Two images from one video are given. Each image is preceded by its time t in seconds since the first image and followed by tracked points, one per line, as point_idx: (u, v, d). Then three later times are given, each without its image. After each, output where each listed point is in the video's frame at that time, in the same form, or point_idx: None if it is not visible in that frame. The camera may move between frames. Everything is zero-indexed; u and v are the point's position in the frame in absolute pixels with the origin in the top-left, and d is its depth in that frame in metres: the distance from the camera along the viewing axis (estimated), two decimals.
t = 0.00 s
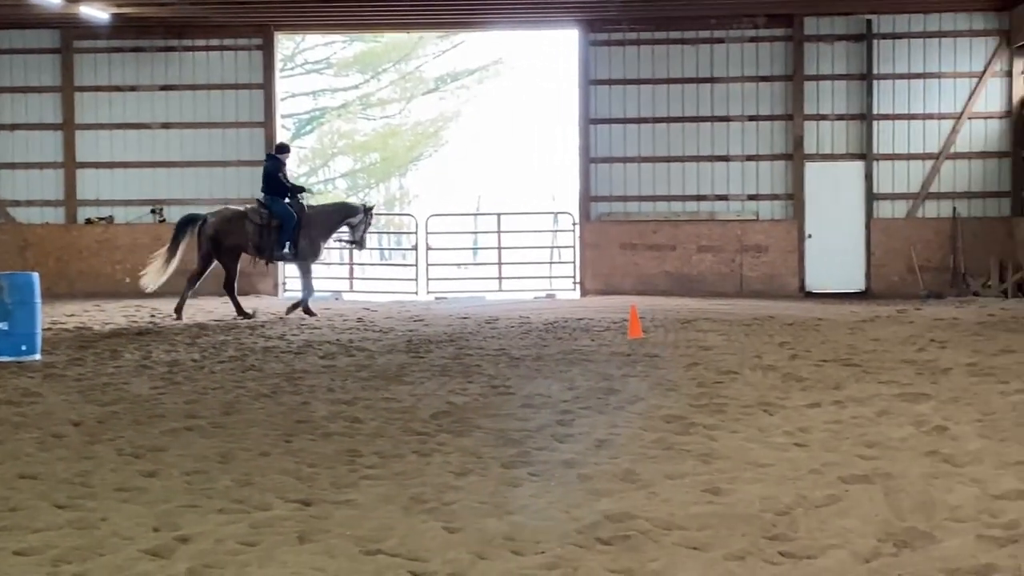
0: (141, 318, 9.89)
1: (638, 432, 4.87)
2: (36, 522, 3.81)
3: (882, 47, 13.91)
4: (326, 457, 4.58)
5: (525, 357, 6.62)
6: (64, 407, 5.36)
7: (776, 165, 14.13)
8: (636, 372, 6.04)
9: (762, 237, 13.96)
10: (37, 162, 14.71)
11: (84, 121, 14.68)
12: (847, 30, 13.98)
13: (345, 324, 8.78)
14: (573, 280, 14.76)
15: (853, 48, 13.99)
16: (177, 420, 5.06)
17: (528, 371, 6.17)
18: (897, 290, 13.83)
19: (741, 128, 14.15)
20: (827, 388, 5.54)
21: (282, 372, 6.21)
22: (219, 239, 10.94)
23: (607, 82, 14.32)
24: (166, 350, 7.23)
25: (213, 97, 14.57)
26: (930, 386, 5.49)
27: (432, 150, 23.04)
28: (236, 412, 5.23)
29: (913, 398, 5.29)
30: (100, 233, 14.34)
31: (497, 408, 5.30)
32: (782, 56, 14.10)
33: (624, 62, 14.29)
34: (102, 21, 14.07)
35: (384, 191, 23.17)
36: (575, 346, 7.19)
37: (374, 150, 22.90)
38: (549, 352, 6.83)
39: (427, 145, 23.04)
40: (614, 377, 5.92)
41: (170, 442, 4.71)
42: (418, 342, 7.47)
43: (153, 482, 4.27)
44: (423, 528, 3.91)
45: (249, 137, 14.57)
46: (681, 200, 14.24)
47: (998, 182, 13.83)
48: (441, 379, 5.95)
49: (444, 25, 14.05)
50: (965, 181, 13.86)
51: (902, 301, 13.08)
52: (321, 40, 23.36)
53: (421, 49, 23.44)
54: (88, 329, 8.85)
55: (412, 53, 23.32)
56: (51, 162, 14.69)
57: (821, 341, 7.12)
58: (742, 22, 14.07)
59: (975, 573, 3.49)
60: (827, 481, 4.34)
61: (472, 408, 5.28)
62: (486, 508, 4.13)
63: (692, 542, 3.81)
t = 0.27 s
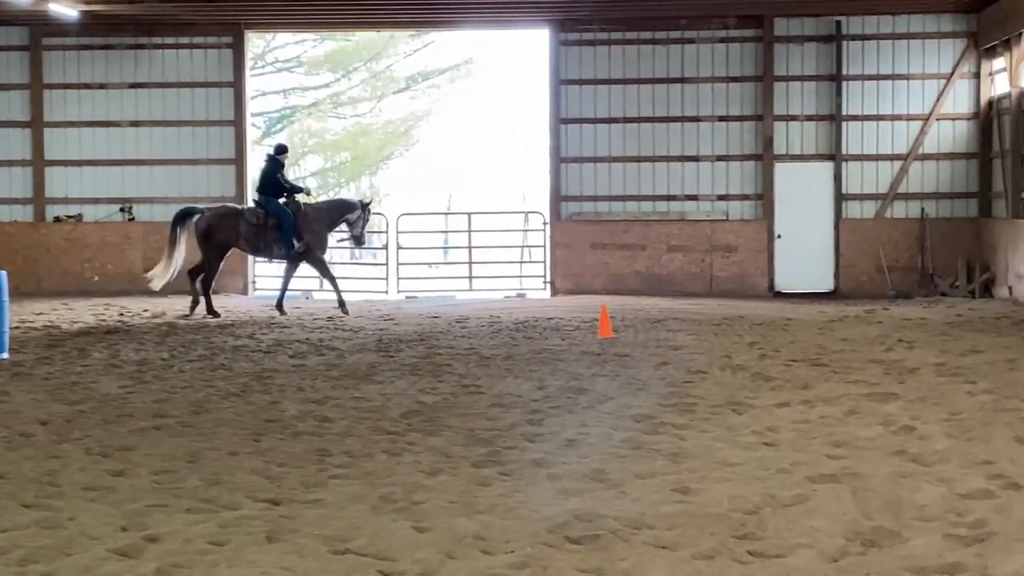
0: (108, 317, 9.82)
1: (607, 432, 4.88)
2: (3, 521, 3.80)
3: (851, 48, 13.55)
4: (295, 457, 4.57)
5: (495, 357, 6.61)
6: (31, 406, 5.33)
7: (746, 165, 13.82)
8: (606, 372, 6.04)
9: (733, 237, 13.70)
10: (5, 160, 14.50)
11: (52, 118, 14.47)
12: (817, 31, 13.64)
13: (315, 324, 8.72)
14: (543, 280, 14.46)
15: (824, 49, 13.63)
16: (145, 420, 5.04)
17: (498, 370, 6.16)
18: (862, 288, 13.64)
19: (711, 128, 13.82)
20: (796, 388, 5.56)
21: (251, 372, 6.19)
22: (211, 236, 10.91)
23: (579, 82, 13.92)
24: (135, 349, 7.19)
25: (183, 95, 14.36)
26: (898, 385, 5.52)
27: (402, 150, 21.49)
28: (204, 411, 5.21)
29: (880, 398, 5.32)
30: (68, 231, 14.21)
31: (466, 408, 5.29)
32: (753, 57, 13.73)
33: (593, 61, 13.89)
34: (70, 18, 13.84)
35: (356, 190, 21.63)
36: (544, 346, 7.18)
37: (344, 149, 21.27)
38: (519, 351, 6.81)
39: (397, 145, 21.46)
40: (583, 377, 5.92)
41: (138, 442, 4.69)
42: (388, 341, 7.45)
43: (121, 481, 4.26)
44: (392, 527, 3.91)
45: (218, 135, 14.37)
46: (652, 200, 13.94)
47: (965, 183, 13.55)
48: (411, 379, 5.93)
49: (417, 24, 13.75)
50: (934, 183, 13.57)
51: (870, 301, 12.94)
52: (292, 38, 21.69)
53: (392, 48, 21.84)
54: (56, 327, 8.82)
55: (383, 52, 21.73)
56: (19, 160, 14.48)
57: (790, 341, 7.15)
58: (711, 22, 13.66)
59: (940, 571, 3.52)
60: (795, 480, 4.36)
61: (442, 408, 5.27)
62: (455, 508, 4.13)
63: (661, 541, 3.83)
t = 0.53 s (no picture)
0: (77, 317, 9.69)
1: (578, 432, 4.89)
2: None
3: (823, 50, 13.25)
4: (265, 457, 4.56)
5: (466, 357, 6.60)
6: None
7: (717, 165, 13.46)
8: (577, 372, 6.05)
9: (703, 237, 13.37)
10: None
11: (21, 116, 14.14)
12: (788, 32, 13.32)
13: (286, 324, 8.65)
14: (515, 280, 14.20)
15: (793, 50, 13.33)
16: (114, 420, 5.02)
17: (469, 371, 6.16)
18: (833, 289, 13.30)
19: (683, 128, 13.49)
20: (765, 388, 5.58)
21: (221, 372, 6.17)
22: (210, 237, 10.81)
23: (552, 82, 13.58)
24: (103, 349, 7.14)
25: (153, 93, 14.02)
26: (866, 386, 5.56)
27: (374, 150, 20.80)
28: (174, 412, 5.19)
29: (849, 398, 5.35)
30: (38, 230, 13.88)
31: (437, 408, 5.29)
32: (723, 58, 13.39)
33: (563, 61, 13.54)
34: (37, 15, 13.51)
35: (326, 191, 20.70)
36: (515, 346, 7.17)
37: (315, 148, 20.41)
38: (490, 351, 6.80)
39: (369, 145, 20.77)
40: (554, 377, 5.92)
41: (107, 442, 4.67)
42: (359, 341, 7.43)
43: (90, 481, 4.24)
44: (363, 527, 3.91)
45: (190, 134, 14.03)
46: (624, 200, 13.58)
47: (932, 184, 13.27)
48: (381, 379, 5.92)
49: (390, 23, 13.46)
50: (903, 184, 13.28)
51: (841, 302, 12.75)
52: (262, 37, 20.92)
53: (363, 47, 20.99)
54: (25, 327, 8.72)
55: (354, 52, 20.87)
56: None
57: (760, 341, 7.17)
58: (683, 23, 13.34)
59: (907, 570, 3.54)
60: (765, 479, 4.38)
61: (412, 408, 5.27)
62: (426, 508, 4.13)
63: (630, 541, 3.84)
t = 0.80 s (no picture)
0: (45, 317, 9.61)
1: (549, 433, 4.89)
2: None
3: (792, 51, 13.48)
4: (234, 457, 4.55)
5: (437, 357, 6.60)
6: None
7: (688, 166, 13.66)
8: (548, 372, 6.06)
9: (674, 238, 13.53)
10: None
11: None
12: (757, 34, 13.53)
13: (257, 323, 8.65)
14: (487, 280, 14.23)
15: (764, 52, 13.54)
16: (82, 420, 5.00)
17: (440, 370, 6.16)
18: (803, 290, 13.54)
19: (654, 129, 13.65)
20: (735, 388, 5.60)
21: (191, 372, 6.16)
22: (222, 238, 10.86)
23: (522, 83, 13.72)
24: (72, 349, 7.12)
25: (122, 92, 13.92)
26: (836, 386, 5.59)
27: (343, 149, 20.91)
28: (143, 412, 5.17)
29: (819, 398, 5.38)
30: (5, 228, 13.79)
31: (407, 408, 5.29)
32: (694, 60, 13.60)
33: (537, 62, 13.70)
34: (6, 14, 13.50)
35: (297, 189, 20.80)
36: (486, 346, 7.19)
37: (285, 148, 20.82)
38: (462, 351, 6.82)
39: (339, 144, 20.88)
40: (525, 377, 5.93)
41: (75, 443, 4.65)
42: (330, 341, 7.44)
43: (57, 482, 4.22)
44: (332, 528, 3.90)
45: (160, 134, 13.93)
46: (593, 200, 13.73)
47: (902, 186, 13.53)
48: (352, 379, 5.92)
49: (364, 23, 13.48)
50: (872, 185, 13.54)
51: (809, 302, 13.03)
52: (233, 36, 21.32)
53: (334, 46, 21.38)
54: None
55: (325, 50, 21.29)
56: None
57: (731, 341, 7.20)
58: (654, 24, 13.54)
59: (875, 571, 3.56)
60: (735, 480, 4.39)
61: (382, 408, 5.27)
62: (396, 508, 4.13)
63: (600, 541, 3.84)
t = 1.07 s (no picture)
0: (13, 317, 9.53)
1: (517, 433, 4.89)
2: None
3: (761, 52, 13.42)
4: (202, 457, 4.54)
5: (406, 357, 6.60)
6: None
7: (657, 167, 13.62)
8: (517, 372, 6.07)
9: (643, 239, 13.53)
10: None
11: None
12: (726, 35, 13.47)
13: (225, 323, 8.63)
14: (456, 280, 14.21)
15: (733, 52, 13.49)
16: (48, 421, 4.98)
17: (409, 371, 6.16)
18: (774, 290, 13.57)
19: (623, 129, 13.61)
20: (704, 389, 5.61)
21: (158, 372, 6.15)
22: (231, 236, 10.68)
23: (491, 83, 13.65)
24: (39, 349, 7.10)
25: (90, 90, 13.85)
26: (803, 386, 5.61)
27: (313, 149, 20.78)
28: (110, 412, 5.16)
29: (788, 398, 5.39)
30: None
31: (376, 408, 5.28)
32: (663, 60, 13.55)
33: (506, 62, 13.64)
34: None
35: (266, 187, 21.28)
36: (455, 346, 7.19)
37: (254, 147, 20.95)
38: (430, 351, 6.82)
39: (308, 144, 20.84)
40: (494, 377, 5.94)
41: (41, 443, 4.63)
42: (298, 341, 7.44)
43: (22, 483, 4.20)
44: (299, 528, 3.90)
45: (127, 133, 13.89)
46: (562, 201, 13.70)
47: (870, 186, 13.56)
48: (320, 379, 5.91)
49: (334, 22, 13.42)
50: (840, 186, 13.51)
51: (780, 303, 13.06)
52: (202, 35, 21.21)
53: (302, 46, 21.16)
54: None
55: (294, 50, 21.10)
56: None
57: (700, 341, 7.23)
58: (623, 25, 13.49)
59: (842, 570, 3.57)
60: (703, 480, 4.40)
61: (350, 408, 5.26)
62: (364, 509, 4.12)
63: (568, 541, 3.84)
